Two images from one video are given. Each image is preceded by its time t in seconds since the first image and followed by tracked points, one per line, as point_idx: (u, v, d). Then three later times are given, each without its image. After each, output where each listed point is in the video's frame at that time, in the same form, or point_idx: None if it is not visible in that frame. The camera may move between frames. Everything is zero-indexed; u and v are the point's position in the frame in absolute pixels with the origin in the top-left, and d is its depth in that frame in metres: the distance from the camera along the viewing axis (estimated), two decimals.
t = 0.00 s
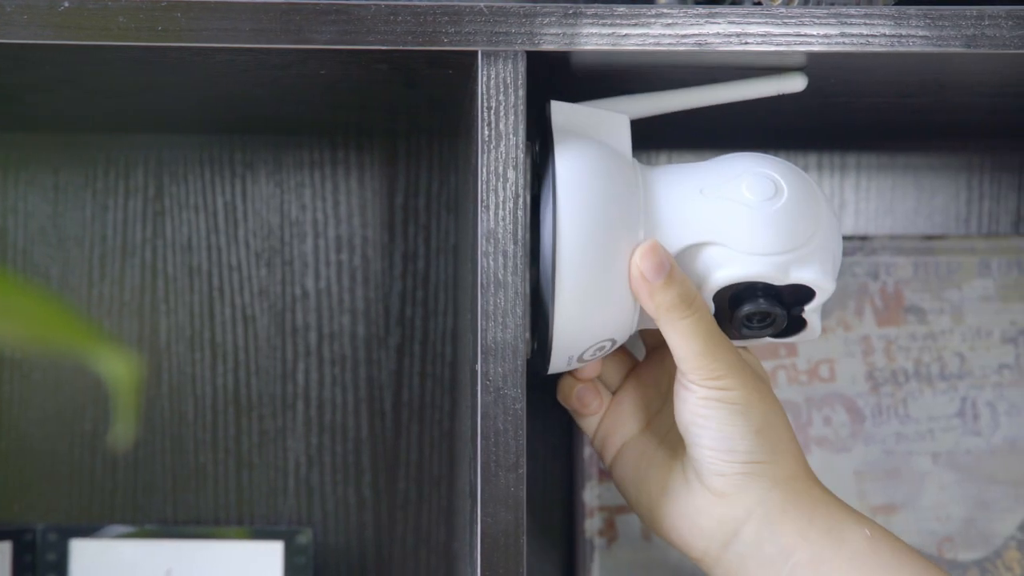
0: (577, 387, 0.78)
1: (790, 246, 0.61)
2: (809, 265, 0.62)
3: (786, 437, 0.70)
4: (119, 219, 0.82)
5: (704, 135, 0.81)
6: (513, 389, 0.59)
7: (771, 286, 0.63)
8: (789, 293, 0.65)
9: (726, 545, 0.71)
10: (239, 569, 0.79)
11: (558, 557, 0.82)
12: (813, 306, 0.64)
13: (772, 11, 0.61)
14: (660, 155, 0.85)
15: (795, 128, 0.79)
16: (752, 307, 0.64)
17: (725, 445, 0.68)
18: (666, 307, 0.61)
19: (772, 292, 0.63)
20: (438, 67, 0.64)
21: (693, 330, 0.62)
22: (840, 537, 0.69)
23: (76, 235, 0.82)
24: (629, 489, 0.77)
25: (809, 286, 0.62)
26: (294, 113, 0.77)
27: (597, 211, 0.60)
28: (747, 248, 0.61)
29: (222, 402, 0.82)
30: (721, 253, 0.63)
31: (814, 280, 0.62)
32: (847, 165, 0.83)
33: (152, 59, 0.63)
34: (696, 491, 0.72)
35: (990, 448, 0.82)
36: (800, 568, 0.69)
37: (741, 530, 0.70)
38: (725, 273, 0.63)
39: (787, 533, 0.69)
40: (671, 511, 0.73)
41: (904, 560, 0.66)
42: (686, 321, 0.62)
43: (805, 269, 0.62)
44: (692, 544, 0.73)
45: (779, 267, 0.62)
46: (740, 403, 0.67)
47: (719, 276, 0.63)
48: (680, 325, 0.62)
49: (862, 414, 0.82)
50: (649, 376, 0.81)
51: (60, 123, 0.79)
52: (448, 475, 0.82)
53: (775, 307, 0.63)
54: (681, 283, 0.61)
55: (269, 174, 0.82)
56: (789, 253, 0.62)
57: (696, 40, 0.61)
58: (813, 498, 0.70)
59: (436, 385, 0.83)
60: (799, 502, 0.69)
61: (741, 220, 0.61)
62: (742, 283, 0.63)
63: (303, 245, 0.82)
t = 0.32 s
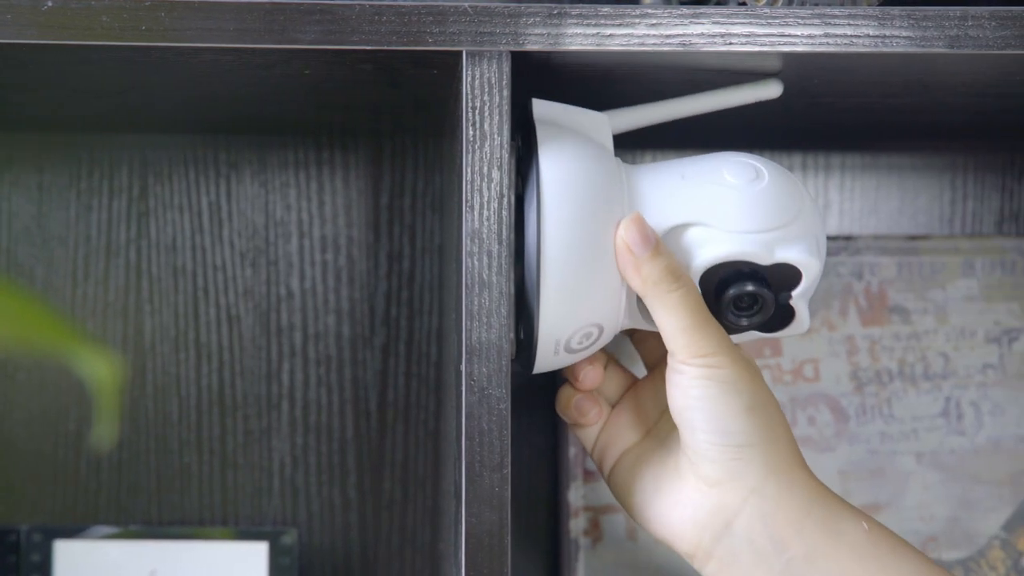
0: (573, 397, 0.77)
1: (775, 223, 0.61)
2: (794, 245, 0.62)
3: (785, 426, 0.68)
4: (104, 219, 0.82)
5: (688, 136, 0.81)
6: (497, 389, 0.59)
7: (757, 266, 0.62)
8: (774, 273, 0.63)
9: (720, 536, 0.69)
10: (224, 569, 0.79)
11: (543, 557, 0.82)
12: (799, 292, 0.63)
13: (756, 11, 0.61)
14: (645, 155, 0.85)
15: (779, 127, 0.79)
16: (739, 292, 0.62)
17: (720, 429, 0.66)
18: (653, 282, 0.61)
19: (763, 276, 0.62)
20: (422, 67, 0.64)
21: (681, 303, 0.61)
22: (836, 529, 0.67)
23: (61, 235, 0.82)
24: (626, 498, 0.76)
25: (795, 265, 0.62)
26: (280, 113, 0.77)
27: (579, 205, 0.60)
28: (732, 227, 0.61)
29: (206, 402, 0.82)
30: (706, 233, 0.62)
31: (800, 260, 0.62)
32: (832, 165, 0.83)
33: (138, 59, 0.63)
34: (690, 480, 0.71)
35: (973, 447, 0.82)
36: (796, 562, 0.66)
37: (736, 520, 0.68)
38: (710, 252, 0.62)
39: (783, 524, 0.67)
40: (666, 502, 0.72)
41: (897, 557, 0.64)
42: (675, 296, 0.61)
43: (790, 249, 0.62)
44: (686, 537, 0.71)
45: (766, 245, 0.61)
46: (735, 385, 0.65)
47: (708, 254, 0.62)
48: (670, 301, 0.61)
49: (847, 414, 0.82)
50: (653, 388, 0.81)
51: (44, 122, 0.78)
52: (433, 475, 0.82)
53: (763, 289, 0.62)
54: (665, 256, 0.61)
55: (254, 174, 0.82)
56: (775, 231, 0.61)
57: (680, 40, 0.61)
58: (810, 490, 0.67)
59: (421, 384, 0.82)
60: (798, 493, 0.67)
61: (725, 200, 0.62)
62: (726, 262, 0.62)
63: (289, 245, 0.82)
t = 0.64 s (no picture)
0: (555, 396, 0.76)
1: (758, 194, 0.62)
2: (778, 215, 0.62)
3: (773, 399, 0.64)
4: (89, 220, 0.82)
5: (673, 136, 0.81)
6: (483, 389, 0.59)
7: (742, 238, 0.62)
8: (759, 247, 0.63)
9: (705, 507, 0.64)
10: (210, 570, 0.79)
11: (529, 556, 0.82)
12: (790, 263, 0.61)
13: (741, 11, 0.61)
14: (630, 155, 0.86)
15: (765, 127, 0.79)
16: (726, 262, 0.62)
17: (703, 393, 0.63)
18: (633, 242, 0.61)
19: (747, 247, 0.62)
20: (408, 67, 0.64)
21: (665, 264, 0.61)
22: (826, 503, 0.61)
23: (47, 235, 0.82)
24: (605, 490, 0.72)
25: (780, 231, 0.62)
26: (267, 112, 0.77)
27: (567, 201, 0.60)
28: (715, 197, 0.62)
29: (192, 402, 0.82)
30: (690, 207, 0.63)
31: (785, 229, 0.62)
32: (818, 164, 0.83)
33: (124, 58, 0.63)
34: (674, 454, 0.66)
35: (959, 447, 0.82)
36: (783, 531, 0.61)
37: (721, 486, 0.63)
38: (697, 222, 0.62)
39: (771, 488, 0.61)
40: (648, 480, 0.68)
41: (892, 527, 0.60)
42: (655, 255, 0.61)
43: (774, 218, 0.62)
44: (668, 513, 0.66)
45: (750, 213, 0.62)
46: (718, 347, 0.62)
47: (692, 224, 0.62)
48: (650, 261, 0.61)
49: (832, 413, 0.82)
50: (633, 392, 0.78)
51: (30, 122, 0.78)
52: (419, 475, 0.82)
53: (750, 259, 0.62)
54: (649, 221, 0.61)
55: (240, 175, 0.82)
56: (757, 202, 0.62)
57: (666, 40, 0.61)
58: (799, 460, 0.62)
59: (408, 384, 0.82)
60: (787, 459, 0.62)
61: (707, 177, 0.63)
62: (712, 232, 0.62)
63: (275, 246, 0.82)
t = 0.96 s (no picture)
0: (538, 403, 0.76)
1: (747, 201, 0.62)
2: (765, 225, 0.62)
3: (752, 453, 0.67)
4: (75, 220, 0.81)
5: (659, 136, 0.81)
6: (470, 389, 0.58)
7: (729, 247, 0.62)
8: (748, 256, 0.62)
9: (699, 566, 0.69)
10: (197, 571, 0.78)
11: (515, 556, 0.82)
12: (774, 274, 0.62)
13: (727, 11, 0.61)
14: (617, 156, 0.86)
15: (751, 127, 0.79)
16: (712, 272, 0.62)
17: (689, 471, 0.65)
18: (606, 343, 0.58)
19: (735, 258, 0.62)
20: (395, 67, 0.64)
21: (638, 358, 0.59)
22: (811, 559, 0.66)
23: (33, 235, 0.81)
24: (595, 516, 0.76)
25: (767, 242, 0.62)
26: (255, 112, 0.77)
27: (554, 199, 0.60)
28: (704, 206, 0.62)
29: (179, 402, 0.82)
30: (679, 214, 0.62)
31: (772, 240, 0.62)
32: (804, 165, 0.83)
33: (109, 58, 0.62)
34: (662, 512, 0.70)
35: (944, 447, 0.82)
36: None
37: (713, 552, 0.67)
38: (686, 228, 0.62)
39: (761, 554, 0.66)
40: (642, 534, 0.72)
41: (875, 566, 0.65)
42: (628, 353, 0.58)
43: (761, 228, 0.62)
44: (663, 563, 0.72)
45: (739, 221, 0.62)
46: (698, 428, 0.64)
47: (681, 232, 0.62)
48: (624, 358, 0.59)
49: (819, 413, 0.82)
50: (616, 396, 0.81)
51: (16, 122, 0.78)
52: (406, 474, 0.82)
53: (735, 269, 0.62)
54: (614, 313, 0.57)
55: (226, 174, 0.82)
56: (746, 211, 0.62)
57: (652, 40, 0.61)
58: (781, 518, 0.67)
59: (395, 384, 0.82)
60: (770, 521, 0.67)
61: (697, 183, 0.63)
62: (700, 241, 0.62)
63: (261, 246, 0.82)
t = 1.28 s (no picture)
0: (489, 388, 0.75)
1: (733, 202, 0.62)
2: (752, 225, 0.62)
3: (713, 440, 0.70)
4: (62, 220, 0.81)
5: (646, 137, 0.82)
6: (457, 389, 0.58)
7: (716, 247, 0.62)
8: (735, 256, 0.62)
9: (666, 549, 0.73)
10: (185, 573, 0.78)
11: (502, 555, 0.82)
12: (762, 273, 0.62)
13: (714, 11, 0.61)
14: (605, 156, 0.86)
15: (738, 127, 0.79)
16: (699, 272, 0.62)
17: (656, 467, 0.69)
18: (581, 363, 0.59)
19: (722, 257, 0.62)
20: (382, 67, 0.64)
21: (609, 375, 0.61)
22: (769, 532, 0.70)
23: (19, 235, 0.81)
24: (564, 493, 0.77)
25: (753, 242, 0.62)
26: (243, 112, 0.77)
27: (541, 200, 0.60)
28: (690, 206, 0.62)
29: (166, 403, 0.82)
30: (664, 213, 0.62)
31: (759, 240, 0.62)
32: (791, 165, 0.83)
33: (96, 57, 0.62)
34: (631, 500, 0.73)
35: (931, 446, 0.83)
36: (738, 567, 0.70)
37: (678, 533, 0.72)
38: (674, 229, 0.61)
39: (723, 533, 0.70)
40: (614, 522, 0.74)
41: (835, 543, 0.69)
42: (601, 371, 0.60)
43: (748, 228, 0.62)
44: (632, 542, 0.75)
45: (726, 221, 0.62)
46: (665, 430, 0.66)
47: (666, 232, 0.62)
48: (597, 376, 0.61)
49: (806, 413, 0.82)
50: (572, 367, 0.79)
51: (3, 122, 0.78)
52: (394, 474, 0.82)
53: (722, 269, 0.62)
54: (588, 338, 0.59)
55: (214, 174, 0.82)
56: (732, 211, 0.62)
57: (639, 41, 0.61)
58: (737, 490, 0.71)
59: (383, 384, 0.82)
60: (734, 500, 0.71)
61: (683, 182, 0.63)
62: (686, 241, 0.62)
63: (248, 246, 0.82)
